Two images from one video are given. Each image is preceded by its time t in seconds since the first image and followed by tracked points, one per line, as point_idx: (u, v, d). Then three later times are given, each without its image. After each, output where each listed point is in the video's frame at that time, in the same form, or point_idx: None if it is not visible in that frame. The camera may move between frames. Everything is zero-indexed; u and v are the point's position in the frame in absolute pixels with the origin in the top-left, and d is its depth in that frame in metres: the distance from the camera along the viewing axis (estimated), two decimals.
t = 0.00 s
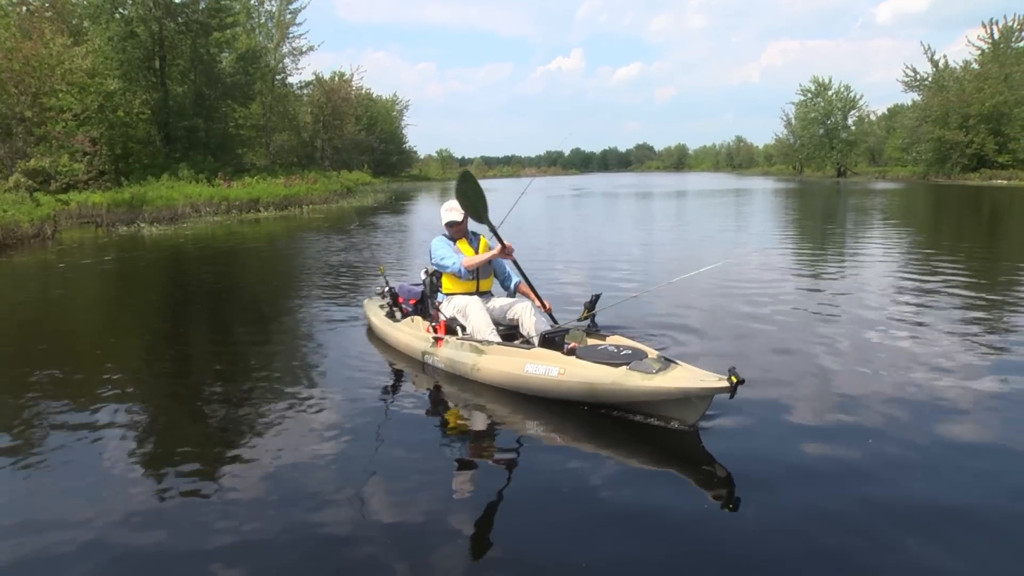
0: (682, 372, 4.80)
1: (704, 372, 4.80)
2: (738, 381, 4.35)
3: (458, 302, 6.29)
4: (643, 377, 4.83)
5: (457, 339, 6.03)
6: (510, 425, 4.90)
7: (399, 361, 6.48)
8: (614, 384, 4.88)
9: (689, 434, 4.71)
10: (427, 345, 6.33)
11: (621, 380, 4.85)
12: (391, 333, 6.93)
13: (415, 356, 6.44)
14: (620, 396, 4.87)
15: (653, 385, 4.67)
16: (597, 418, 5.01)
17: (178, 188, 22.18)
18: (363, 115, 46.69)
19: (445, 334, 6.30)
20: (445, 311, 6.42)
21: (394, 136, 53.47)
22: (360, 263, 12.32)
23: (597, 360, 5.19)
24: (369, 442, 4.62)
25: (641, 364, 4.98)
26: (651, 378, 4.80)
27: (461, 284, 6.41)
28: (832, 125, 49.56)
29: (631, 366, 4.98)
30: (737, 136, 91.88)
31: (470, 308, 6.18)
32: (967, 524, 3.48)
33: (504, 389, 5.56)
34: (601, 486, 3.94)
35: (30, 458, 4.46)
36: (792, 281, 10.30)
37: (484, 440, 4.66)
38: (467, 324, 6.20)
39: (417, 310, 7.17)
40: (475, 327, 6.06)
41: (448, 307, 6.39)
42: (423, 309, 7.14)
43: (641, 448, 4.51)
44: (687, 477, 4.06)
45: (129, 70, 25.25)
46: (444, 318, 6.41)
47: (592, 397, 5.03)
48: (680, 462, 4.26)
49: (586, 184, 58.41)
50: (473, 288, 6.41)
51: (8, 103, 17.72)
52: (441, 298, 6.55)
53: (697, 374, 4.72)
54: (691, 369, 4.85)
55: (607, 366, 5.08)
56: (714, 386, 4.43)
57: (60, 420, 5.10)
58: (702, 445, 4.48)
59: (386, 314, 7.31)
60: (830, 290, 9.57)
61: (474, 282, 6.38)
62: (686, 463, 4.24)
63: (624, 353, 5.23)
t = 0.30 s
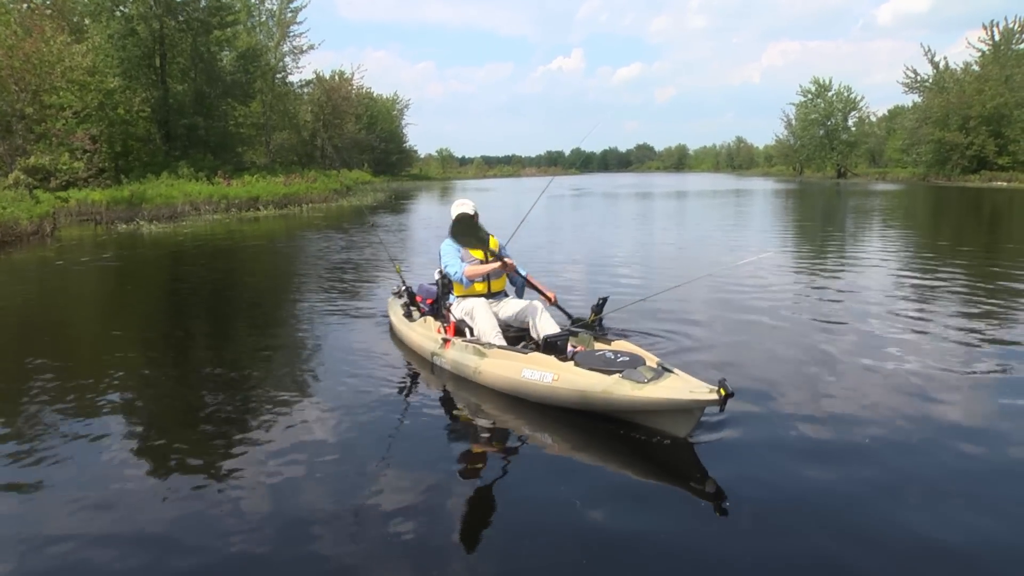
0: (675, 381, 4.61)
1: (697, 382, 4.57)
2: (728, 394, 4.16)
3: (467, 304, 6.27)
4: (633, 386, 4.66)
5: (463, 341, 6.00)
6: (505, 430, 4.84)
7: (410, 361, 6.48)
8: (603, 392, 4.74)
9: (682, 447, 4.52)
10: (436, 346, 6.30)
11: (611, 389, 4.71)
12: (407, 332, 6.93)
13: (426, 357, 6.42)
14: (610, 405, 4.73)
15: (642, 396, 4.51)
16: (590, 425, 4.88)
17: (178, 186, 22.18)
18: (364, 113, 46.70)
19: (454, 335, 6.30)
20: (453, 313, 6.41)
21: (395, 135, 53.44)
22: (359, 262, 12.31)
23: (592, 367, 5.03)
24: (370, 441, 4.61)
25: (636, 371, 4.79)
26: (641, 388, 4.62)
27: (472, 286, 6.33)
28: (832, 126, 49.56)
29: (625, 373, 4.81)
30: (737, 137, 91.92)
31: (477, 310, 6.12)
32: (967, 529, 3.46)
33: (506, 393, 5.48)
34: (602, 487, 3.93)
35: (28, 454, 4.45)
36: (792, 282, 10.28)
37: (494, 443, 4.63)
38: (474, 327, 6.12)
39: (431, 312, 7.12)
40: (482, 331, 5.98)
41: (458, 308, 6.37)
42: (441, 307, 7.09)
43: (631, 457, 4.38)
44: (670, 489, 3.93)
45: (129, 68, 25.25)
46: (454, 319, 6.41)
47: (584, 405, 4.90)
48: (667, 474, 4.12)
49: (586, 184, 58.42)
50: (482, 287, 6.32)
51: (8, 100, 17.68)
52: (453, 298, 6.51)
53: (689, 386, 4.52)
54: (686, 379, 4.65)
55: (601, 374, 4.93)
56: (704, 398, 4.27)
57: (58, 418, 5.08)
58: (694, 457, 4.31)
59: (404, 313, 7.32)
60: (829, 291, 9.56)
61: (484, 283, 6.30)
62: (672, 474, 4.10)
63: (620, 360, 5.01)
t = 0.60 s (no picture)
0: (672, 390, 4.49)
1: (694, 390, 4.46)
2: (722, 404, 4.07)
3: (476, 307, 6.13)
4: (630, 394, 4.56)
5: (470, 345, 5.94)
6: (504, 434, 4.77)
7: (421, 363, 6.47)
8: (599, 400, 4.64)
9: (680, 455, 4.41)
10: (444, 349, 6.27)
11: (607, 397, 4.61)
12: (421, 334, 6.92)
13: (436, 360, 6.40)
14: (607, 412, 4.63)
15: (639, 405, 4.41)
16: (588, 431, 4.79)
17: (175, 187, 22.19)
18: (362, 114, 46.68)
19: (462, 338, 6.29)
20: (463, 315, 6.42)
21: (393, 136, 53.43)
22: (357, 263, 12.31)
23: (590, 372, 4.91)
24: (368, 443, 4.59)
25: (632, 378, 4.68)
26: (636, 396, 4.52)
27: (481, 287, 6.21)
28: (831, 126, 49.53)
29: (622, 380, 4.70)
30: (735, 137, 91.93)
31: (485, 313, 5.98)
32: (966, 530, 3.43)
33: (507, 399, 5.40)
34: (599, 491, 3.91)
35: (27, 456, 4.47)
36: (790, 282, 10.28)
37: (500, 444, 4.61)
38: (482, 330, 5.99)
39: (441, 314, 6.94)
40: (489, 333, 5.84)
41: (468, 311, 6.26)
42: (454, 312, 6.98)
43: (627, 463, 4.29)
44: (661, 496, 3.86)
45: (126, 69, 25.25)
46: (464, 322, 6.39)
47: (582, 411, 4.80)
48: (661, 480, 4.04)
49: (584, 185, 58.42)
50: (476, 290, 6.22)
51: (5, 101, 17.67)
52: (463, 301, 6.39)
53: (685, 395, 4.40)
54: (685, 386, 4.53)
55: (599, 379, 4.82)
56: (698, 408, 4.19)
57: (55, 418, 5.11)
58: (691, 464, 4.22)
59: (419, 315, 7.31)
60: (827, 291, 9.56)
61: (494, 285, 6.18)
62: (664, 480, 4.03)
63: (621, 365, 4.88)
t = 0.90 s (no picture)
0: (673, 397, 4.36)
1: (696, 398, 4.32)
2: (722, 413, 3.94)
3: (482, 310, 6.08)
4: (629, 401, 4.44)
5: (475, 348, 5.84)
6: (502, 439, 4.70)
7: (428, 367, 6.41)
8: (598, 407, 4.54)
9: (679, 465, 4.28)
10: (450, 351, 6.19)
11: (606, 403, 4.50)
12: (430, 335, 6.85)
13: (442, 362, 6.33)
14: (606, 420, 4.52)
15: (638, 413, 4.30)
16: (589, 438, 4.69)
17: (172, 188, 22.18)
18: (359, 114, 46.67)
19: (468, 341, 6.20)
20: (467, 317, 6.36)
21: (390, 137, 53.45)
22: (354, 265, 12.32)
23: (592, 377, 4.79)
24: (363, 449, 4.54)
25: (634, 384, 4.54)
26: (636, 403, 4.39)
27: (487, 290, 6.18)
28: (827, 127, 49.57)
29: (623, 386, 4.56)
30: (732, 139, 92.04)
31: (492, 317, 5.93)
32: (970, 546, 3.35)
33: (509, 403, 5.32)
34: (595, 497, 3.88)
35: (23, 459, 4.47)
36: (788, 284, 10.28)
37: (503, 451, 4.51)
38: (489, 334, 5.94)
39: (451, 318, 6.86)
40: (495, 338, 5.77)
41: (474, 314, 6.19)
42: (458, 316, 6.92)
43: (625, 471, 4.20)
44: (658, 506, 3.77)
45: (123, 70, 25.23)
46: (470, 325, 6.29)
47: (582, 417, 4.70)
48: (656, 490, 3.94)
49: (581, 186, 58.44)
50: (483, 292, 6.19)
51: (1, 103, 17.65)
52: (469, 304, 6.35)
53: (686, 402, 4.26)
54: (687, 393, 4.39)
55: (599, 385, 4.70)
56: (697, 417, 4.06)
57: (51, 421, 5.11)
58: (690, 474, 4.11)
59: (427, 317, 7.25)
60: (824, 292, 9.56)
61: (500, 288, 6.12)
62: (662, 491, 3.93)
63: (622, 370, 4.70)
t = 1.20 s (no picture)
0: (676, 404, 4.30)
1: (699, 406, 4.25)
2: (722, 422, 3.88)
3: (491, 312, 6.05)
4: (630, 408, 4.39)
5: (482, 350, 5.83)
6: (504, 442, 4.68)
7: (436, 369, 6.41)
8: (599, 413, 4.51)
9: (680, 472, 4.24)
10: (459, 353, 6.17)
11: (608, 410, 4.46)
12: (440, 336, 6.84)
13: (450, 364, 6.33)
14: (607, 426, 4.48)
15: (638, 420, 4.26)
16: (592, 443, 4.66)
17: (170, 190, 22.16)
18: (357, 117, 46.65)
19: (476, 343, 6.16)
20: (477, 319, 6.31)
21: (388, 140, 53.43)
22: (353, 267, 12.32)
23: (597, 382, 4.75)
24: (362, 451, 4.50)
25: (637, 391, 4.48)
26: (638, 410, 4.35)
27: (494, 291, 6.15)
28: (826, 130, 49.61)
29: (627, 393, 4.50)
30: (731, 142, 92.08)
31: (500, 320, 5.89)
32: (968, 552, 3.33)
33: (514, 407, 5.30)
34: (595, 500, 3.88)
35: (22, 458, 4.47)
36: (786, 287, 10.28)
37: (506, 454, 4.50)
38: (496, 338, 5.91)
39: (461, 320, 6.88)
40: (503, 342, 5.74)
41: (482, 317, 6.17)
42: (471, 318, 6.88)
43: (624, 476, 4.18)
44: (656, 511, 3.75)
45: (121, 72, 25.20)
46: (478, 327, 6.25)
47: (585, 423, 4.67)
48: (655, 497, 3.90)
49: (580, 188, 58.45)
50: (490, 292, 6.17)
51: None
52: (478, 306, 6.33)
53: (688, 410, 4.20)
54: (690, 400, 4.33)
55: (603, 391, 4.66)
56: (697, 426, 4.01)
57: (50, 421, 5.10)
58: (691, 480, 4.08)
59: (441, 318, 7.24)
60: (823, 295, 9.57)
61: (507, 290, 6.09)
62: (660, 496, 3.91)
63: (627, 376, 4.67)
